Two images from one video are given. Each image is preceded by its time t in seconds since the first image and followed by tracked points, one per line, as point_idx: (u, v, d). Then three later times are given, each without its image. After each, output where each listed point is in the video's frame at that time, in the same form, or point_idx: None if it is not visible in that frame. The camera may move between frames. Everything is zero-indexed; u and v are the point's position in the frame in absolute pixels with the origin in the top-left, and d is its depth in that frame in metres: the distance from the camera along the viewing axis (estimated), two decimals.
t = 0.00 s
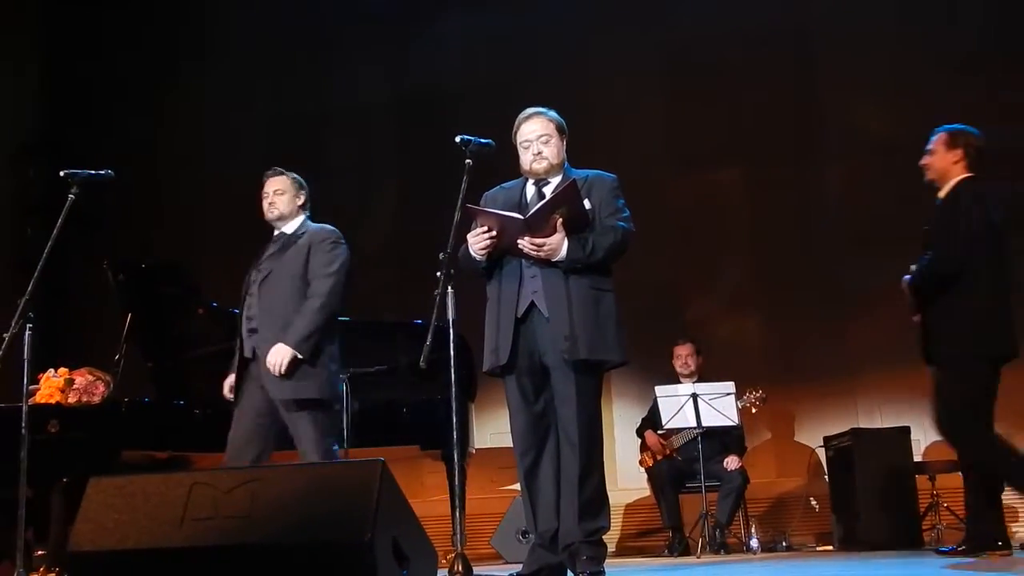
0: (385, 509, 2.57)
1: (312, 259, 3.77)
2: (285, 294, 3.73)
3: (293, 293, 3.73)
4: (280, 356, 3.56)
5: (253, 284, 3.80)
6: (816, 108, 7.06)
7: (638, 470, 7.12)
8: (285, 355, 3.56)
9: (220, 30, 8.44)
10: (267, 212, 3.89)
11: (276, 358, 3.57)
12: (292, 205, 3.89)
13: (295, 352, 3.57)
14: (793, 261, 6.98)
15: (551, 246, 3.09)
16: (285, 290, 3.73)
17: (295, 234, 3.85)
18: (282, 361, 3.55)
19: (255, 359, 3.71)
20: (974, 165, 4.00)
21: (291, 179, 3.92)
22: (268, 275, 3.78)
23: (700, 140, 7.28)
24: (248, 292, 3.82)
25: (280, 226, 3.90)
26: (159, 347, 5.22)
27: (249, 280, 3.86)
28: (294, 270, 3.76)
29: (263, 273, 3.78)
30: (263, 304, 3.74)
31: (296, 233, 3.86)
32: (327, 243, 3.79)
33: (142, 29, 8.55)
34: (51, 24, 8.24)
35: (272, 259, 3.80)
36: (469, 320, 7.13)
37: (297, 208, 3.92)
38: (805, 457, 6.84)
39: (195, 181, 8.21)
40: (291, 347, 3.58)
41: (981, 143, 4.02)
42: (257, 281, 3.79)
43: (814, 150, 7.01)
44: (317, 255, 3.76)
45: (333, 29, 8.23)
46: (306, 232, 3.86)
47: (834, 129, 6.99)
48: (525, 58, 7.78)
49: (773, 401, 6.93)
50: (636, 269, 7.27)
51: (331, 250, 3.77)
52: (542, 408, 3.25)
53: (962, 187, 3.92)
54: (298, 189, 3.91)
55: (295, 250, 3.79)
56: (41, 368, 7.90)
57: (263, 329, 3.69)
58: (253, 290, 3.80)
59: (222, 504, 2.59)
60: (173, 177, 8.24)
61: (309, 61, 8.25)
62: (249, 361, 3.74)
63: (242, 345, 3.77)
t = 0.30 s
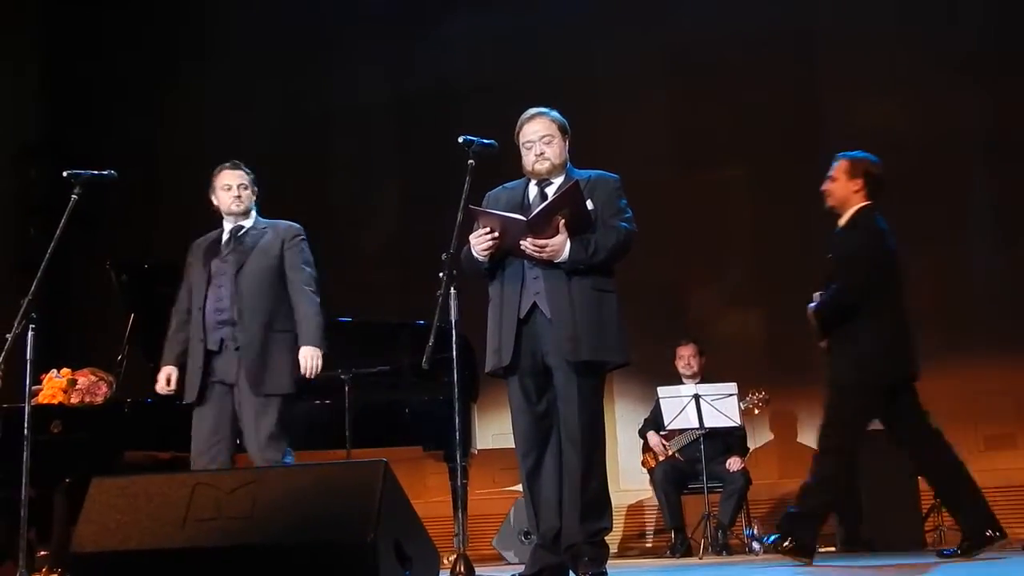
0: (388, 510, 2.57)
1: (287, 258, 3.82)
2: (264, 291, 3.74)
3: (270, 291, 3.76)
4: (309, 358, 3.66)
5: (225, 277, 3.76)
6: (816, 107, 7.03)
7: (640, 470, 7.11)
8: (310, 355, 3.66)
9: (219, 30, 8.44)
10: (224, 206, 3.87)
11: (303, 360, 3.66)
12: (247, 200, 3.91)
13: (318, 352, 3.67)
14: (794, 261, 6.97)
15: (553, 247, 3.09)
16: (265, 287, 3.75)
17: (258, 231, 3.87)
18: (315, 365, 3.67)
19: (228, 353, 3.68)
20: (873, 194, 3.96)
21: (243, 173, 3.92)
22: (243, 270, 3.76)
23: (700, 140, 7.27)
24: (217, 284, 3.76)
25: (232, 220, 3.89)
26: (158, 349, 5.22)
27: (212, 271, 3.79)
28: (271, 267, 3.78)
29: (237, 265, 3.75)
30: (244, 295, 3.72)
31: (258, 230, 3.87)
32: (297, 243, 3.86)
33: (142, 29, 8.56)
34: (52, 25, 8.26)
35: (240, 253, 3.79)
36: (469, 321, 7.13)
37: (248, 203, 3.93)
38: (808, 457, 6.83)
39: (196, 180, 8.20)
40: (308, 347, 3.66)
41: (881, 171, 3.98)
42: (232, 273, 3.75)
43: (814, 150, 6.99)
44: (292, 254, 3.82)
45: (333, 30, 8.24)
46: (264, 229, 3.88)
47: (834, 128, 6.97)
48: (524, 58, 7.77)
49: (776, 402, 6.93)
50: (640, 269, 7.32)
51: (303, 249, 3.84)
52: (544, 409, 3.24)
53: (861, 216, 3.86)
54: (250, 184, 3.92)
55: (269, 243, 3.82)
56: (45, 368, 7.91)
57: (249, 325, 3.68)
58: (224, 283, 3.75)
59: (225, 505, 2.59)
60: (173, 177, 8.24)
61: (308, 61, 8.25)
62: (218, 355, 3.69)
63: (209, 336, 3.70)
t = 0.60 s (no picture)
0: (388, 511, 2.57)
1: (277, 262, 3.74)
2: (257, 292, 3.64)
3: (262, 292, 3.66)
4: (284, 360, 3.55)
5: (220, 273, 3.64)
6: (815, 107, 7.03)
7: (639, 471, 7.10)
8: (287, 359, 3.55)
9: (218, 29, 8.44)
10: (210, 203, 3.73)
11: (276, 362, 3.55)
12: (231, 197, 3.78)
13: (295, 357, 3.57)
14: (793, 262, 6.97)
15: (552, 249, 3.09)
16: (258, 287, 3.66)
17: (252, 229, 3.77)
18: (288, 366, 3.54)
19: (217, 352, 3.56)
20: (766, 197, 4.43)
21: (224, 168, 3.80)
22: (239, 268, 3.65)
23: (699, 140, 7.28)
24: (211, 280, 3.64)
25: (217, 217, 3.75)
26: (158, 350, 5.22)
27: (204, 266, 3.66)
28: (264, 269, 3.69)
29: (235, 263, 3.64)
30: (239, 295, 3.61)
31: (249, 230, 3.76)
32: (284, 248, 3.78)
33: (142, 29, 8.56)
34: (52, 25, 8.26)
35: (231, 251, 3.67)
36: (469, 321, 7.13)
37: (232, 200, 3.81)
38: (808, 457, 6.81)
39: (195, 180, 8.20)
40: (287, 353, 3.56)
41: (774, 175, 4.43)
42: (229, 270, 3.63)
43: (814, 149, 6.99)
44: (282, 259, 3.74)
45: (332, 30, 8.24)
46: (253, 229, 3.78)
47: (833, 128, 6.97)
48: (523, 57, 7.77)
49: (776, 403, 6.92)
50: (638, 269, 7.31)
51: (287, 254, 3.77)
52: (545, 410, 3.23)
53: (755, 219, 4.35)
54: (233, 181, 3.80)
55: (262, 243, 3.73)
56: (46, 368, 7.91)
57: (244, 325, 3.58)
58: (219, 280, 3.64)
59: (225, 506, 2.59)
60: (172, 177, 8.23)
61: (307, 61, 8.25)
62: (207, 352, 3.57)
63: (199, 333, 3.57)
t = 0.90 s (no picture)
0: (386, 511, 2.56)
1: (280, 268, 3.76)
2: (263, 295, 3.66)
3: (266, 296, 3.68)
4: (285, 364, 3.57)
5: (230, 273, 3.63)
6: (815, 107, 7.03)
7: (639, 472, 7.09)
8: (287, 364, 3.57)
9: (219, 29, 8.45)
10: (219, 201, 3.71)
11: (277, 366, 3.57)
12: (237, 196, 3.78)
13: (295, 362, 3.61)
14: (793, 262, 6.96)
15: (551, 248, 3.08)
16: (263, 290, 3.67)
17: (252, 232, 3.77)
18: (290, 372, 3.57)
19: (224, 350, 3.54)
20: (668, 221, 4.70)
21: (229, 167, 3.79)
22: (248, 269, 3.65)
23: (699, 140, 7.27)
24: (220, 278, 3.61)
25: (223, 216, 3.74)
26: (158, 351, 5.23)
27: (212, 264, 3.63)
28: (270, 273, 3.70)
29: (243, 265, 3.64)
30: (247, 296, 3.61)
31: (252, 234, 3.76)
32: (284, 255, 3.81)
33: (142, 29, 8.57)
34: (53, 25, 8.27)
35: (240, 252, 3.67)
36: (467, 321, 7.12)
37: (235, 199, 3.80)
38: (807, 458, 6.82)
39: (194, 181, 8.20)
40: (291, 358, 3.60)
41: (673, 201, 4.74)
42: (238, 272, 3.63)
43: (814, 150, 6.99)
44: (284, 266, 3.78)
45: (332, 30, 8.24)
46: (256, 232, 3.78)
47: (833, 128, 6.97)
48: (523, 57, 7.76)
49: (775, 405, 6.94)
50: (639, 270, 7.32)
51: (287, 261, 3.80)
52: (544, 410, 3.23)
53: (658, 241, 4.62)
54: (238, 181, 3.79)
55: (264, 247, 3.74)
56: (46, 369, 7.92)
57: (253, 326, 3.58)
58: (228, 279, 3.62)
59: (223, 507, 2.59)
60: (172, 178, 8.24)
61: (307, 61, 8.25)
62: (214, 350, 3.53)
63: (208, 330, 3.54)
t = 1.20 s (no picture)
0: (385, 512, 2.56)
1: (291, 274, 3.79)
2: (274, 299, 3.68)
3: (277, 300, 3.70)
4: (306, 372, 3.68)
5: (246, 274, 3.63)
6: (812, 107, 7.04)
7: (637, 472, 7.08)
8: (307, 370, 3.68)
9: (218, 31, 8.46)
10: (234, 202, 3.70)
11: (299, 373, 3.66)
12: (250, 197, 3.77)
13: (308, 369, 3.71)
14: (790, 263, 6.98)
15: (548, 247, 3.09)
16: (276, 293, 3.69)
17: (261, 232, 3.79)
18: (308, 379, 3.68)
19: (238, 351, 3.54)
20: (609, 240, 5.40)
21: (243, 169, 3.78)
22: (263, 272, 3.66)
23: (697, 141, 7.28)
24: (236, 279, 3.61)
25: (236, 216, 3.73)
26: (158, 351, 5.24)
27: (227, 264, 3.62)
28: (282, 277, 3.73)
29: (260, 266, 3.66)
30: (262, 298, 3.63)
31: (261, 235, 3.77)
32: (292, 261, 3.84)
33: (141, 30, 8.57)
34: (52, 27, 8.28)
35: (255, 254, 3.68)
36: (464, 322, 7.12)
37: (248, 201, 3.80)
38: (806, 458, 6.80)
39: (191, 181, 8.20)
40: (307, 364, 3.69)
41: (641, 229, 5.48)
42: (255, 273, 3.64)
43: (812, 150, 7.00)
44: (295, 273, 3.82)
45: (330, 31, 8.25)
46: (267, 235, 3.79)
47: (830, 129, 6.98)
48: (521, 58, 7.78)
49: (773, 405, 6.93)
50: (637, 271, 7.33)
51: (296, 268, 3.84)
52: (542, 410, 3.24)
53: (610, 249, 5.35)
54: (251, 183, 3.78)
55: (276, 250, 3.77)
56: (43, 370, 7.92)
57: (267, 329, 3.61)
58: (244, 280, 3.62)
59: (222, 506, 2.59)
60: (169, 179, 8.24)
61: (306, 62, 8.25)
62: (228, 350, 3.53)
63: (224, 330, 3.53)
